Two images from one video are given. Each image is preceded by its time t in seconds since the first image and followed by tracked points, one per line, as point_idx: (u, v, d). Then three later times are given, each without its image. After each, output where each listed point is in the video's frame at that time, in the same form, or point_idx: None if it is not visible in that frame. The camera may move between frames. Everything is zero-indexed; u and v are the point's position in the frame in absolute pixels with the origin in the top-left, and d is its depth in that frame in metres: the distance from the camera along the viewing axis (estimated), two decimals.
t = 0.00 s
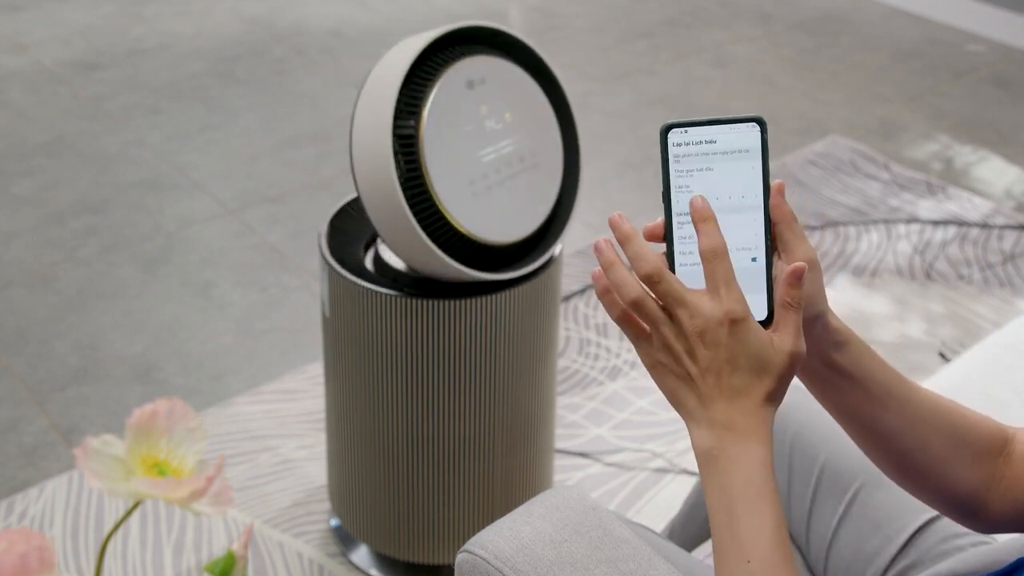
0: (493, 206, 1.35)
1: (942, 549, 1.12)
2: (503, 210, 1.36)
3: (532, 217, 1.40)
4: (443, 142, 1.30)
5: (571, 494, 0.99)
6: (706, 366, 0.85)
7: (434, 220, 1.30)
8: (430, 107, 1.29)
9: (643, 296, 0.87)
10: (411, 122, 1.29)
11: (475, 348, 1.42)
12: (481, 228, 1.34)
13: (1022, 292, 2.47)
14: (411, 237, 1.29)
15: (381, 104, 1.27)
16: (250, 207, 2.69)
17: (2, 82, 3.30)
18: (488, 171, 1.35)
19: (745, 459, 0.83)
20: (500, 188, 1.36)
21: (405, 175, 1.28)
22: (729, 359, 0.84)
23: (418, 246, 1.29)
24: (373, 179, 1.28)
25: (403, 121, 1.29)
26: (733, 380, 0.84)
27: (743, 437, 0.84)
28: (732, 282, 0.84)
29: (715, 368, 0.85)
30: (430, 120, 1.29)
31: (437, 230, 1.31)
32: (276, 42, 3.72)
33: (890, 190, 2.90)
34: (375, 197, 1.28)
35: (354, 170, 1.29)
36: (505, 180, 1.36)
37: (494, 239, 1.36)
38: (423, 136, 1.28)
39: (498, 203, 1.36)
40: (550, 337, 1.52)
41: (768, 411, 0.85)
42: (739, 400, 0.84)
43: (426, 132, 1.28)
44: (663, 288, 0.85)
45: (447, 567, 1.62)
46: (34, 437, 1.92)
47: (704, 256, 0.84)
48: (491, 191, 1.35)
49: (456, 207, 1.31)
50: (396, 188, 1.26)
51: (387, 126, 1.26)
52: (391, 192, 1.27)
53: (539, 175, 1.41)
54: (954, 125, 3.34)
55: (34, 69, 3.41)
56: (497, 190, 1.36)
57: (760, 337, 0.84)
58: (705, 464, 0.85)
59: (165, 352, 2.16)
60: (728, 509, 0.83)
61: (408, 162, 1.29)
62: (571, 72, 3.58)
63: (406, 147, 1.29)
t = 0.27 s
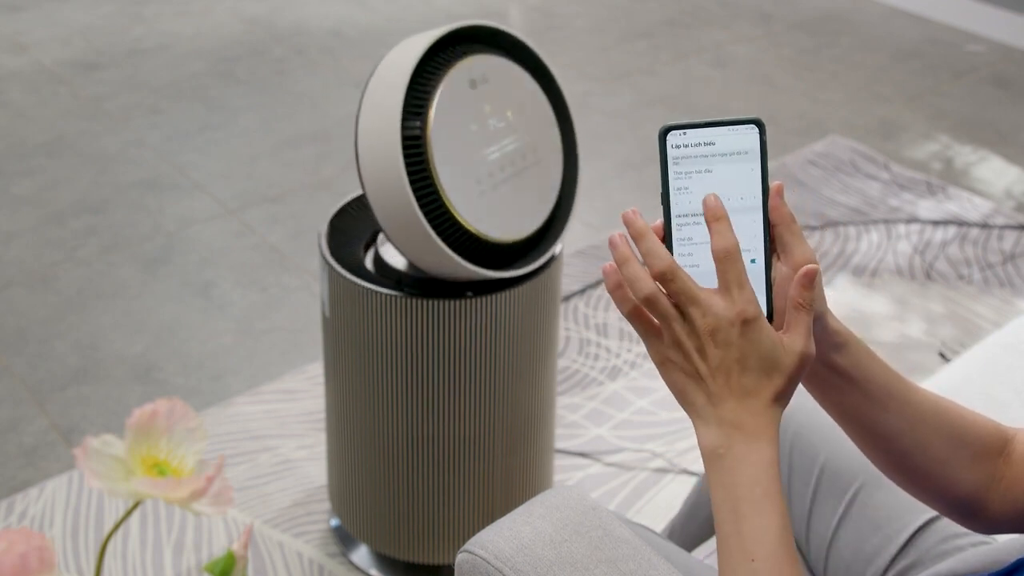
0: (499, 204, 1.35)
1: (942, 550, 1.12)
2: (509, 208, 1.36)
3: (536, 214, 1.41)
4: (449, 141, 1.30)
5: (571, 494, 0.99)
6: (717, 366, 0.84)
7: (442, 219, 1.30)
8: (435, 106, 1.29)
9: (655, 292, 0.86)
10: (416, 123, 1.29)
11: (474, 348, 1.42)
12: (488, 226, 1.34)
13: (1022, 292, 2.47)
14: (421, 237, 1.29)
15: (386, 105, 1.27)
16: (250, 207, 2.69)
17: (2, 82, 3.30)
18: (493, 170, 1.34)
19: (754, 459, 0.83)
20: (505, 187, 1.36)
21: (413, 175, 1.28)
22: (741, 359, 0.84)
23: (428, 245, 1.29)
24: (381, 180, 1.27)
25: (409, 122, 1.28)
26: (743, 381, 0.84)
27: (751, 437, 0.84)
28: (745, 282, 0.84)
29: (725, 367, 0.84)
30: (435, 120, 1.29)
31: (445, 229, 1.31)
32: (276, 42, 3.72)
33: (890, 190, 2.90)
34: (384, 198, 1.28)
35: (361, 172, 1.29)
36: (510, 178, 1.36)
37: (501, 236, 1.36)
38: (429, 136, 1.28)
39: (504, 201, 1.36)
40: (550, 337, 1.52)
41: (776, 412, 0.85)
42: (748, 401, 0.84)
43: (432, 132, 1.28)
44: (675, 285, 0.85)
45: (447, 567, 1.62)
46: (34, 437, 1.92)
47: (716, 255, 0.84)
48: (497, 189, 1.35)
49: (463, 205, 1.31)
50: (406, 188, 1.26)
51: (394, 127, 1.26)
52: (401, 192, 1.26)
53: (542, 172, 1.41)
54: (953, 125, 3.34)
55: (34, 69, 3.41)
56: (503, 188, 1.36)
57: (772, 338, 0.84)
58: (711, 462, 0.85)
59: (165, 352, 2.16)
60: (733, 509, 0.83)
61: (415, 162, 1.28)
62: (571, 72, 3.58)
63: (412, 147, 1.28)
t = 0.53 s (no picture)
0: (505, 202, 1.35)
1: (941, 549, 1.11)
2: (515, 205, 1.37)
3: (540, 210, 1.41)
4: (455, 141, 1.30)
5: (571, 494, 0.99)
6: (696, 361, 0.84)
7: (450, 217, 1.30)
8: (441, 107, 1.29)
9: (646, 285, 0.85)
10: (422, 124, 1.29)
11: (475, 348, 1.42)
12: (495, 224, 1.34)
13: (1022, 292, 2.47)
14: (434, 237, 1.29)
15: (391, 107, 1.26)
16: (250, 207, 2.69)
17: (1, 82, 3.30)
18: (498, 168, 1.35)
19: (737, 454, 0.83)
20: (509, 184, 1.36)
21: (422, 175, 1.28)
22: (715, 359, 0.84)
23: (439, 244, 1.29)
24: (390, 180, 1.27)
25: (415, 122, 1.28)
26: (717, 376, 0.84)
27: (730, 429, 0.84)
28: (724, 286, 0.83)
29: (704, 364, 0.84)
30: (440, 120, 1.29)
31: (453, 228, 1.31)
32: (276, 42, 3.72)
33: (890, 190, 2.90)
34: (394, 199, 1.28)
35: (368, 173, 1.28)
36: (515, 176, 1.37)
37: (507, 234, 1.36)
38: (436, 136, 1.28)
39: (509, 198, 1.36)
40: (550, 337, 1.52)
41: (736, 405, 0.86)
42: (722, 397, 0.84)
43: (440, 132, 1.28)
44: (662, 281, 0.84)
45: (447, 567, 1.62)
46: (34, 436, 1.92)
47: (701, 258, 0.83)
48: (504, 188, 1.35)
49: (471, 204, 1.31)
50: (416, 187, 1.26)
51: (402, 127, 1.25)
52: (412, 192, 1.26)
53: (544, 168, 1.41)
54: (954, 125, 3.34)
55: (34, 69, 3.41)
56: (508, 186, 1.36)
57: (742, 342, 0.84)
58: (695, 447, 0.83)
59: (165, 352, 2.16)
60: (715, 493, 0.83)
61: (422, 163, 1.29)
62: (571, 71, 3.59)
63: (420, 148, 1.29)
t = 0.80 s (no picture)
0: (507, 201, 1.35)
1: (940, 550, 1.11)
2: (517, 204, 1.37)
3: (541, 210, 1.41)
4: (459, 139, 1.30)
5: (571, 495, 0.99)
6: (669, 306, 0.82)
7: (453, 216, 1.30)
8: (446, 105, 1.29)
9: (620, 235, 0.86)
10: (427, 124, 1.29)
11: (474, 349, 1.42)
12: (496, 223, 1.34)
13: (1022, 293, 2.46)
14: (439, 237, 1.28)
15: (397, 107, 1.26)
16: (250, 207, 2.69)
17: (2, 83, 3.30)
18: (500, 167, 1.35)
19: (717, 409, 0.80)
20: (510, 184, 1.36)
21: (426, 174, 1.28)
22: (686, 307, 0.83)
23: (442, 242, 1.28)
24: (397, 179, 1.26)
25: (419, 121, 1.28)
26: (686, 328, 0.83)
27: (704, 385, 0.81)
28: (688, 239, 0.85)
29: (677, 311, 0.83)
30: (445, 118, 1.29)
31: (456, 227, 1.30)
32: (277, 43, 3.73)
33: (890, 190, 2.90)
34: (399, 198, 1.27)
35: (374, 173, 1.28)
36: (517, 175, 1.37)
37: (509, 233, 1.36)
38: (442, 136, 1.28)
39: (510, 197, 1.36)
40: (549, 337, 1.52)
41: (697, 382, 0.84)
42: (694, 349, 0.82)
43: (444, 131, 1.28)
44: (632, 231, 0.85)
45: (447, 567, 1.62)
46: (34, 437, 1.92)
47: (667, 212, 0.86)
48: (506, 187, 1.35)
49: (475, 203, 1.31)
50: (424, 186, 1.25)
51: (409, 126, 1.25)
52: (419, 191, 1.26)
53: (544, 167, 1.42)
54: (954, 126, 3.34)
55: (35, 70, 3.41)
56: (510, 185, 1.36)
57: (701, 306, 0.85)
58: (670, 393, 0.80)
59: (165, 353, 2.16)
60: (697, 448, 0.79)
61: (427, 163, 1.29)
62: (571, 72, 3.59)
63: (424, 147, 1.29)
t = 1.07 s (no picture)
0: (505, 202, 1.36)
1: (939, 550, 1.11)
2: (514, 205, 1.37)
3: (539, 211, 1.41)
4: (456, 140, 1.30)
5: (571, 494, 0.99)
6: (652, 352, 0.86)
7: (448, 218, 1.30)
8: (443, 105, 1.29)
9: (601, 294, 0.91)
10: (423, 124, 1.29)
11: (474, 348, 1.42)
12: (493, 224, 1.34)
13: (1022, 292, 2.47)
14: (433, 237, 1.28)
15: (394, 106, 1.26)
16: (250, 207, 2.69)
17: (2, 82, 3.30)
18: (498, 168, 1.35)
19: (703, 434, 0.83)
20: (509, 185, 1.36)
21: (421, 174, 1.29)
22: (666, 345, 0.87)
23: (436, 243, 1.29)
24: (392, 179, 1.26)
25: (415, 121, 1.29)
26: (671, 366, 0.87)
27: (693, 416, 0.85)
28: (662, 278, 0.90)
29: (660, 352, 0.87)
30: (442, 118, 1.29)
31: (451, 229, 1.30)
32: (276, 43, 3.73)
33: (890, 190, 2.90)
34: (394, 199, 1.27)
35: (369, 172, 1.28)
36: (514, 176, 1.37)
37: (506, 234, 1.36)
38: (438, 136, 1.28)
39: (508, 199, 1.36)
40: (550, 337, 1.52)
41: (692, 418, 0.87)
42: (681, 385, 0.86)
43: (441, 131, 1.28)
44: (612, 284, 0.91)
45: (447, 567, 1.62)
46: (34, 437, 1.92)
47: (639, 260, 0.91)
48: (503, 188, 1.35)
49: (471, 203, 1.31)
50: (418, 186, 1.25)
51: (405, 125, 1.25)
52: (413, 191, 1.26)
53: (544, 169, 1.42)
54: (953, 126, 3.35)
55: (35, 70, 3.41)
56: (508, 185, 1.36)
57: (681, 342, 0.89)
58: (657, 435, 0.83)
59: (165, 353, 2.16)
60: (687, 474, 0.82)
61: (423, 162, 1.29)
62: (571, 72, 3.59)
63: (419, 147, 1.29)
